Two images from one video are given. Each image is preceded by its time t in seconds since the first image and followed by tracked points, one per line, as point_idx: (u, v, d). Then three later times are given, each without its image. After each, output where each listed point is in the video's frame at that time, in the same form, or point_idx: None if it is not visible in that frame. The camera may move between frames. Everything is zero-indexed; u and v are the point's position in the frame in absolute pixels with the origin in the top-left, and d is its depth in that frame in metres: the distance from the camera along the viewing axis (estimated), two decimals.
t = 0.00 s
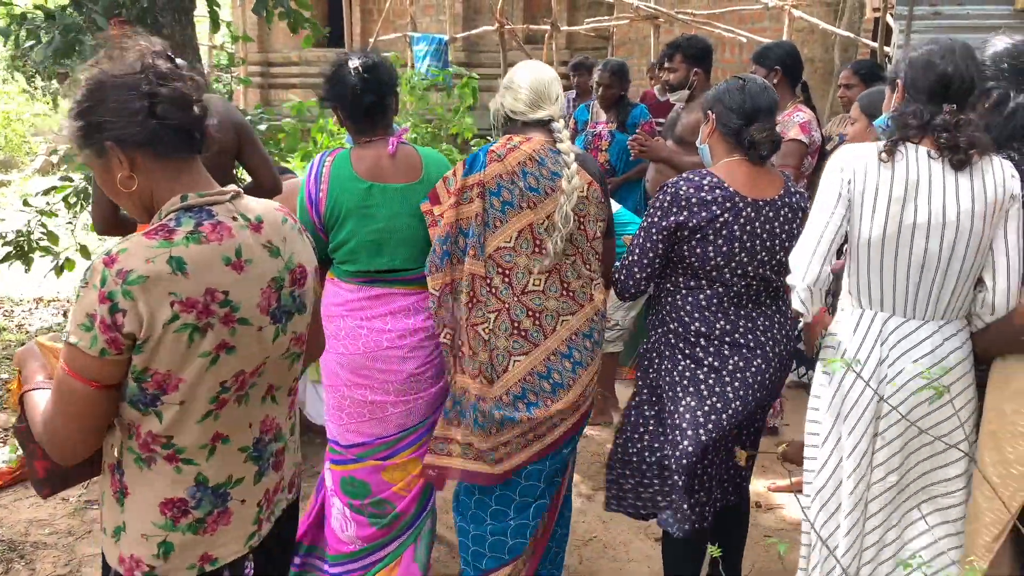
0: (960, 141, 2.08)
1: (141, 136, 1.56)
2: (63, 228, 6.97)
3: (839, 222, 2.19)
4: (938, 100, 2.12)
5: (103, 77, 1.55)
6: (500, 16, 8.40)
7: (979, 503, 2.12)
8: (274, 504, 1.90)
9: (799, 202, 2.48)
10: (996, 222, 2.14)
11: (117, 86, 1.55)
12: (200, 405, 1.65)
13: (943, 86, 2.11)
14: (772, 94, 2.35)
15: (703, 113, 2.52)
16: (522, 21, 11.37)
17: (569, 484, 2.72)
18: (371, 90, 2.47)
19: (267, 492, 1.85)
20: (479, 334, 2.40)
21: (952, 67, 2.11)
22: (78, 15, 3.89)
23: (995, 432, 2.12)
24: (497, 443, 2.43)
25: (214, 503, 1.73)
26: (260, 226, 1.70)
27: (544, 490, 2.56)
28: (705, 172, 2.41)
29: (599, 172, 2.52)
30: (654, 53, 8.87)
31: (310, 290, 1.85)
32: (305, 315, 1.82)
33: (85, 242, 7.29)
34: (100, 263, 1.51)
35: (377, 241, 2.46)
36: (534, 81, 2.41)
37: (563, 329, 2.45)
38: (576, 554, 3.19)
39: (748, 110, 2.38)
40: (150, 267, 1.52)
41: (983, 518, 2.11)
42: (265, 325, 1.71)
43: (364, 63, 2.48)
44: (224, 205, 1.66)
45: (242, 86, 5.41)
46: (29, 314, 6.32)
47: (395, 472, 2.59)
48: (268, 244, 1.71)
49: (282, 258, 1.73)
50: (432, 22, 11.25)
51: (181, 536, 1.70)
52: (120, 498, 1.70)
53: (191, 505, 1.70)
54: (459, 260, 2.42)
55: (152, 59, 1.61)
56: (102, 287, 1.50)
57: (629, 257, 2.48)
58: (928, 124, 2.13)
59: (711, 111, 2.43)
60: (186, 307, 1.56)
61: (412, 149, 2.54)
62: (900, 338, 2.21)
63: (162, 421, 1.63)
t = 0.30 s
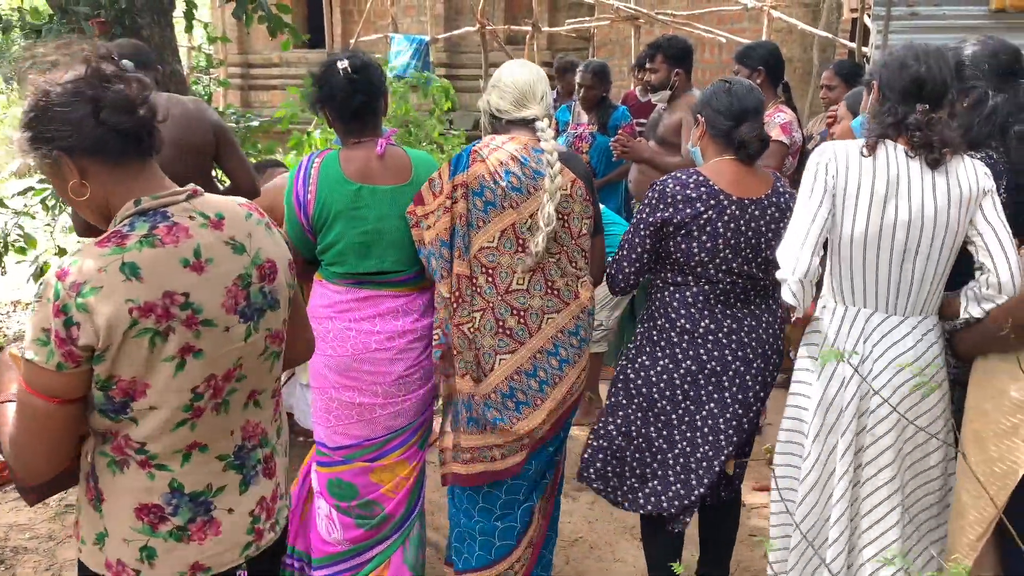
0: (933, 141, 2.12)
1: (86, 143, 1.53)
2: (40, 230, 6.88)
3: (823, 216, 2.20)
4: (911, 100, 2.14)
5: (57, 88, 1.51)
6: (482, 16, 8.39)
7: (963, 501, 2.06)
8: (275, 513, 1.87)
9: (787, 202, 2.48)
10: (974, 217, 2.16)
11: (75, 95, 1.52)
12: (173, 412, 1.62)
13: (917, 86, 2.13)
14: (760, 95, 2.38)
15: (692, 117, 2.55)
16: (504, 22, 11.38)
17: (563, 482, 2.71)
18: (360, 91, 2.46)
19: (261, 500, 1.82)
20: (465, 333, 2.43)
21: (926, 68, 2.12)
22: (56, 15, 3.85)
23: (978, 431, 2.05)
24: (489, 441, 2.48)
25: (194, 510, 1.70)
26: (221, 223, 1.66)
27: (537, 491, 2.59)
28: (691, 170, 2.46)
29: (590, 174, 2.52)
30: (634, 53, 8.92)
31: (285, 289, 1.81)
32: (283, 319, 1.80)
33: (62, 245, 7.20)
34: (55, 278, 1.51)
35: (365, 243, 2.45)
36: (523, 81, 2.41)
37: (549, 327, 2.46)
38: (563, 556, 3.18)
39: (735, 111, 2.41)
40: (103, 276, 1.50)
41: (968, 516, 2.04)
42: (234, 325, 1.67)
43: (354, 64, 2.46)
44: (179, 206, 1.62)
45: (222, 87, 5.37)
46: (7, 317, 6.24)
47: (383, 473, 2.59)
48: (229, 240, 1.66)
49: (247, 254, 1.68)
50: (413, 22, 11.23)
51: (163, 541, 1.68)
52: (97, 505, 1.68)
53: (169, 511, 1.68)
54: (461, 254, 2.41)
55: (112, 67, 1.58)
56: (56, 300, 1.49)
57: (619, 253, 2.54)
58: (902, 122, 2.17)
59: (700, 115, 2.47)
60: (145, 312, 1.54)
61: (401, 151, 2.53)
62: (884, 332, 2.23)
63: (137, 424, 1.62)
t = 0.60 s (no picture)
0: (924, 137, 2.14)
1: (38, 157, 1.47)
2: (27, 231, 6.83)
3: (808, 215, 2.24)
4: (899, 101, 2.15)
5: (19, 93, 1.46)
6: (471, 16, 8.38)
7: (959, 500, 2.09)
8: (260, 525, 1.82)
9: (778, 202, 2.53)
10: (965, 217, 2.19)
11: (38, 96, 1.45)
12: (145, 420, 1.59)
13: (905, 88, 2.13)
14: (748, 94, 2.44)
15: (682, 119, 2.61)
16: (494, 21, 11.37)
17: (563, 484, 2.73)
18: (355, 90, 2.44)
19: (246, 514, 1.78)
20: (466, 337, 2.41)
21: (914, 72, 2.13)
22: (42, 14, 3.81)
23: (972, 429, 2.06)
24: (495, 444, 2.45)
25: (170, 524, 1.66)
26: (193, 225, 1.61)
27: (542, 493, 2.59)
28: (683, 168, 2.51)
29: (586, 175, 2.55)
30: (624, 53, 8.94)
31: (264, 291, 1.77)
32: (263, 323, 1.76)
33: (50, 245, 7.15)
34: (17, 284, 1.47)
35: (359, 244, 2.44)
36: (517, 79, 2.40)
37: (550, 329, 2.46)
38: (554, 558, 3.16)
39: (727, 111, 2.46)
40: (65, 283, 1.46)
41: (963, 514, 2.07)
42: (209, 329, 1.63)
43: (348, 62, 2.44)
44: (147, 208, 1.57)
45: (211, 87, 5.34)
46: None
47: (378, 476, 2.57)
48: (201, 242, 1.61)
49: (220, 257, 1.64)
50: (403, 21, 11.21)
51: (139, 553, 1.65)
52: (74, 515, 1.66)
53: (144, 523, 1.64)
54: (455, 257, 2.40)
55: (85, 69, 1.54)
56: (17, 308, 1.45)
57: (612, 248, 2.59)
58: (892, 120, 2.17)
59: (691, 117, 2.52)
60: (109, 319, 1.50)
61: (396, 151, 2.52)
62: (877, 327, 2.23)
63: (112, 430, 1.59)
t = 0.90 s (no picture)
0: (917, 139, 2.14)
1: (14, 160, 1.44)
2: (15, 231, 6.78)
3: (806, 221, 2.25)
4: (889, 107, 2.18)
5: None
6: (462, 16, 8.37)
7: (952, 497, 2.08)
8: (228, 539, 1.77)
9: (749, 200, 2.56)
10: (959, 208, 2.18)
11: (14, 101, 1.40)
12: (116, 428, 1.54)
13: (894, 95, 2.16)
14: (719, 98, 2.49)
15: (658, 124, 2.64)
16: (484, 22, 11.37)
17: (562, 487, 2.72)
18: (351, 89, 2.42)
19: (217, 526, 1.73)
20: (469, 338, 2.40)
21: (904, 79, 2.16)
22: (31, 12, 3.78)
23: (965, 428, 2.06)
24: (499, 442, 2.44)
25: (140, 537, 1.62)
26: (174, 229, 1.57)
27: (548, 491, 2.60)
28: (658, 167, 2.53)
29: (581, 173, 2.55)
30: (615, 53, 8.96)
31: (251, 296, 1.71)
32: (248, 329, 1.71)
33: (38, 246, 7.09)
34: None
35: (354, 244, 2.42)
36: (517, 79, 2.39)
37: (551, 329, 2.46)
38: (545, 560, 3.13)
39: (701, 116, 2.50)
40: (35, 286, 1.42)
41: (957, 512, 2.06)
42: (183, 335, 1.57)
43: (344, 61, 2.42)
44: (128, 210, 1.53)
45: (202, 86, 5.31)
46: None
47: (374, 478, 2.56)
48: (181, 246, 1.57)
49: (201, 260, 1.59)
50: (394, 22, 11.20)
51: (107, 566, 1.61)
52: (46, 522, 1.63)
53: (114, 536, 1.60)
54: (437, 262, 2.42)
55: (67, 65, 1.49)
56: None
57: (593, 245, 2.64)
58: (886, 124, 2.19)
59: (667, 120, 2.56)
60: (78, 322, 1.45)
61: (392, 151, 2.51)
62: (878, 324, 2.22)
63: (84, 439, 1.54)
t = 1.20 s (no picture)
0: (911, 136, 2.14)
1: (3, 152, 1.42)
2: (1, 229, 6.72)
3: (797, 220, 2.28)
4: (885, 104, 2.17)
5: None
6: (453, 14, 8.34)
7: (949, 497, 2.08)
8: (214, 539, 1.74)
9: (718, 188, 2.69)
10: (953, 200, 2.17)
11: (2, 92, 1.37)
12: (100, 431, 1.50)
13: (890, 92, 2.15)
14: (684, 92, 2.61)
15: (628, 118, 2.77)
16: (476, 20, 11.35)
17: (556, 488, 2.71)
18: (343, 85, 2.40)
19: (204, 528, 1.71)
20: (466, 336, 2.39)
21: (899, 76, 2.15)
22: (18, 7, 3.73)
23: (963, 427, 2.05)
24: (491, 443, 2.43)
25: (129, 540, 1.59)
26: (164, 226, 1.55)
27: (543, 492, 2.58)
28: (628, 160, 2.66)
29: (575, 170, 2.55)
30: (606, 53, 8.95)
31: (241, 294, 1.68)
32: (240, 328, 1.69)
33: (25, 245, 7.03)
34: None
35: (346, 242, 2.40)
36: (510, 77, 2.39)
37: (547, 327, 2.45)
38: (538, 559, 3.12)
39: (666, 110, 2.64)
40: (22, 283, 1.38)
41: (954, 512, 2.06)
42: (172, 334, 1.54)
43: (337, 57, 2.40)
44: (117, 206, 1.51)
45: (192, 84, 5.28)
46: None
47: (367, 479, 2.54)
48: (171, 244, 1.54)
49: (192, 258, 1.57)
50: (385, 20, 11.18)
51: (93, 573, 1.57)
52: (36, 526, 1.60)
53: (102, 541, 1.56)
54: (436, 262, 2.41)
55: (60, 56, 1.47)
56: None
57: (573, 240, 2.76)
58: (880, 122, 2.18)
59: (634, 116, 2.69)
60: (66, 321, 1.42)
61: (385, 148, 2.49)
62: (872, 321, 2.21)
63: (65, 444, 1.51)
